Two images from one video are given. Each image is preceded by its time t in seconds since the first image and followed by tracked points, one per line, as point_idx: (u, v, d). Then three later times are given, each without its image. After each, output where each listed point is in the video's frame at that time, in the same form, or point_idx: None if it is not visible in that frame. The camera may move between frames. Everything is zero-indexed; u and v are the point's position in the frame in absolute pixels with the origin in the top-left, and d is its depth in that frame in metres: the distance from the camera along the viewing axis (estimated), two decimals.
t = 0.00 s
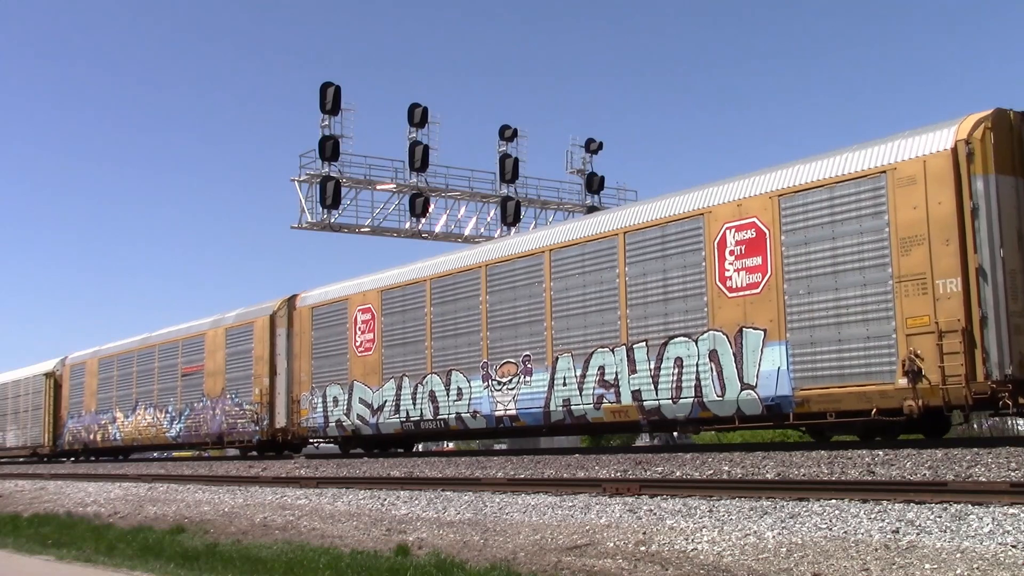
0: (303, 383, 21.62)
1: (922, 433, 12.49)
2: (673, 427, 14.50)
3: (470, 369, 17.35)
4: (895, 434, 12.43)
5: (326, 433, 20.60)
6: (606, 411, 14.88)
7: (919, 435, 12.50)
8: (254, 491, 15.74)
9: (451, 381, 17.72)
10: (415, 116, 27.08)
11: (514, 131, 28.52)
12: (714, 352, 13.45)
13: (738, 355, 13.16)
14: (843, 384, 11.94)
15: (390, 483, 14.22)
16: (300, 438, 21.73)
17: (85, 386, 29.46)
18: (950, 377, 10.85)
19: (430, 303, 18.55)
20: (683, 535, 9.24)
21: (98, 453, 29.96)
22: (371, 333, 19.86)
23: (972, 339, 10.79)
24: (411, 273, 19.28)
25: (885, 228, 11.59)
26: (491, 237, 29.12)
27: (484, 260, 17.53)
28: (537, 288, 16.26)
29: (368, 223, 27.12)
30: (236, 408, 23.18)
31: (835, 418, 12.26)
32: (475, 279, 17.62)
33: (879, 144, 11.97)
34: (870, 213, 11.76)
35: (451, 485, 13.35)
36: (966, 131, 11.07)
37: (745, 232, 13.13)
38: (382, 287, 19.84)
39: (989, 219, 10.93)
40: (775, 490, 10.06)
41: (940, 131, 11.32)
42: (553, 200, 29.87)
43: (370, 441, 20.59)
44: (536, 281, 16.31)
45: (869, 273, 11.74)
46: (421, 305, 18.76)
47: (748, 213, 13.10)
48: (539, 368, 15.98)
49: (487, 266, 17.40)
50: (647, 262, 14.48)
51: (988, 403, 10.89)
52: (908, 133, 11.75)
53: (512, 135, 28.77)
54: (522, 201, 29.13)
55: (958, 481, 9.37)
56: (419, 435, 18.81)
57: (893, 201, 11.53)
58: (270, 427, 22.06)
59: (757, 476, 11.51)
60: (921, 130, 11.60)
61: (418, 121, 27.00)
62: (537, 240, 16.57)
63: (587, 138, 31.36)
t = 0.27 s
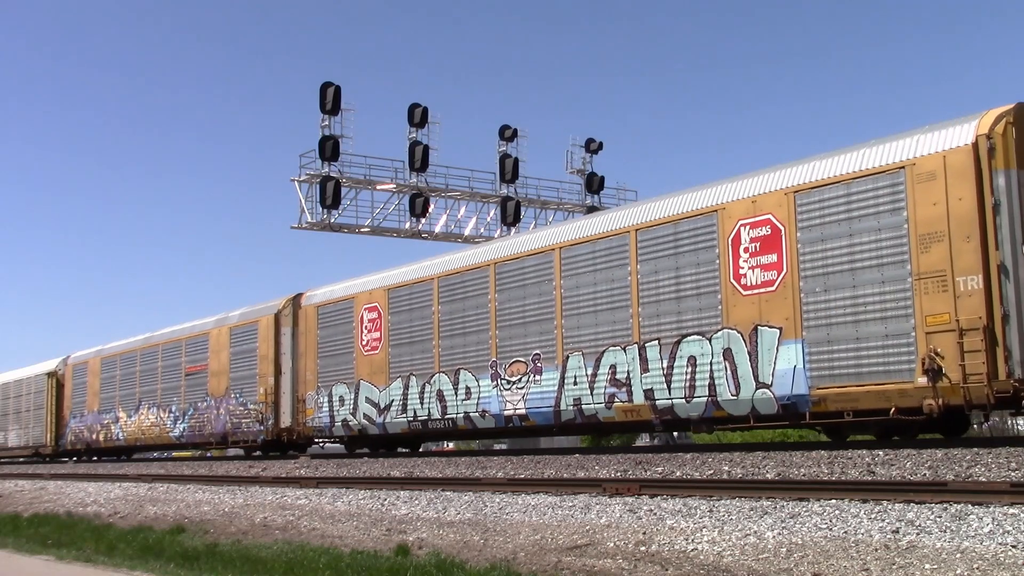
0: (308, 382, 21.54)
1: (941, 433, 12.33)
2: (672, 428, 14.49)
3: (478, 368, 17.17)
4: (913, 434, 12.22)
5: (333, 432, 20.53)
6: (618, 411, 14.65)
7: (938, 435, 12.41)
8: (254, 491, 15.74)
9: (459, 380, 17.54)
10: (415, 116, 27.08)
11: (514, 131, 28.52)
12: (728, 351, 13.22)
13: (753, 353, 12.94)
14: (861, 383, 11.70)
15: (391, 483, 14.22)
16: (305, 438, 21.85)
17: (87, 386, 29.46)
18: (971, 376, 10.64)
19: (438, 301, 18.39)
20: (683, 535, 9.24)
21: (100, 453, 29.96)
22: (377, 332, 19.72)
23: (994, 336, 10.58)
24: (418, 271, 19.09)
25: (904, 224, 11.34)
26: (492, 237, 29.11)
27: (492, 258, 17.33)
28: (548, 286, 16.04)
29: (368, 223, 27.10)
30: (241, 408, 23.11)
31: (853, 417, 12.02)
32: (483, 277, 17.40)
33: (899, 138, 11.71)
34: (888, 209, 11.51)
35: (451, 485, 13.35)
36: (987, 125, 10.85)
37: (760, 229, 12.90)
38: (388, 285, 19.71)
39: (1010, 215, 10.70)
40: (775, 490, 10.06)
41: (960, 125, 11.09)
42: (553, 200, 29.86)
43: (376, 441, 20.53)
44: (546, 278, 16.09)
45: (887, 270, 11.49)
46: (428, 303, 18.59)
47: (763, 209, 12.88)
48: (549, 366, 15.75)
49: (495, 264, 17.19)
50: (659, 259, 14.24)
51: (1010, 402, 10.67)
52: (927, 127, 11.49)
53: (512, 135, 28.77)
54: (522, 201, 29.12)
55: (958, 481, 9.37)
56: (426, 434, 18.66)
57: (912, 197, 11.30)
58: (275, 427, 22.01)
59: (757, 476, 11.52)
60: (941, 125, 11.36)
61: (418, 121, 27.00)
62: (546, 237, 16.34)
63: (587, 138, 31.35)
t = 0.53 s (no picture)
0: (314, 381, 21.54)
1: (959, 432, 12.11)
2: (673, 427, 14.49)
3: (487, 367, 17.07)
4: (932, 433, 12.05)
5: (339, 432, 20.50)
6: (629, 410, 14.57)
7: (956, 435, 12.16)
8: (254, 491, 15.74)
9: (467, 379, 17.47)
10: (415, 116, 27.08)
11: (514, 131, 28.52)
12: (743, 349, 13.16)
13: (768, 351, 12.87)
14: (880, 381, 11.63)
15: (390, 483, 14.22)
16: (310, 438, 21.78)
17: (89, 385, 29.46)
18: (993, 374, 10.60)
19: (445, 300, 18.27)
20: (683, 535, 9.24)
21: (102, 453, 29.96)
22: (384, 330, 19.64)
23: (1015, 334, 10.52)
24: (425, 269, 19.01)
25: (923, 221, 11.28)
26: (492, 237, 29.11)
27: (500, 256, 17.19)
28: (558, 284, 15.91)
29: (368, 223, 27.10)
30: (245, 408, 23.05)
31: (871, 416, 11.93)
32: (492, 275, 17.24)
33: (918, 133, 11.62)
34: (906, 205, 11.44)
35: (451, 485, 13.34)
36: (1008, 120, 10.74)
37: (775, 226, 12.83)
38: (395, 283, 19.65)
39: None
40: (775, 490, 10.06)
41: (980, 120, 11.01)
42: (553, 200, 29.86)
43: (381, 440, 20.48)
44: (556, 277, 15.98)
45: (906, 267, 11.43)
46: (435, 302, 18.48)
47: (778, 206, 12.80)
48: (559, 366, 15.66)
49: (504, 262, 17.04)
50: (672, 257, 14.15)
51: None
52: (946, 122, 11.44)
53: (512, 135, 28.78)
54: (522, 201, 29.12)
55: (959, 480, 9.37)
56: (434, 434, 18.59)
57: (931, 193, 11.23)
58: (280, 427, 21.98)
59: (757, 476, 11.51)
60: (959, 120, 11.30)
61: (418, 121, 27.01)
62: (555, 235, 16.22)
63: (587, 138, 31.36)
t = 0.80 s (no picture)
0: (320, 381, 21.44)
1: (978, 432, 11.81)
2: (671, 427, 14.46)
3: (496, 366, 16.89)
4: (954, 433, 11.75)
5: (344, 432, 20.30)
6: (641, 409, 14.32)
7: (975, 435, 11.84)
8: (254, 491, 15.74)
9: (475, 378, 17.27)
10: (415, 116, 27.08)
11: (514, 131, 28.51)
12: (757, 347, 12.89)
13: (783, 350, 12.61)
14: (898, 380, 11.31)
15: (390, 483, 14.22)
16: (316, 438, 21.63)
17: (92, 385, 29.46)
18: (1016, 373, 10.27)
19: (453, 299, 18.09)
20: (683, 535, 9.24)
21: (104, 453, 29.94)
22: (391, 329, 19.52)
23: None
24: (431, 268, 18.83)
25: (943, 217, 10.98)
26: (492, 237, 29.09)
27: (509, 254, 17.01)
28: (568, 282, 15.70)
29: (368, 223, 27.08)
30: (250, 407, 22.99)
31: (889, 416, 11.64)
32: (501, 273, 17.06)
33: (938, 128, 11.34)
34: (926, 201, 11.16)
35: (451, 485, 13.35)
36: None
37: (790, 223, 12.56)
38: (402, 282, 19.50)
39: None
40: (775, 490, 10.06)
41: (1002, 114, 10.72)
42: (553, 200, 29.84)
43: (387, 440, 20.31)
44: (566, 275, 15.75)
45: (925, 264, 11.13)
46: (443, 300, 18.31)
47: (793, 202, 12.53)
48: (570, 365, 15.45)
49: (513, 260, 16.87)
50: (685, 255, 13.89)
51: None
52: (967, 116, 11.14)
53: (512, 135, 28.77)
54: (522, 201, 29.09)
55: (958, 480, 9.38)
56: (442, 433, 18.37)
57: (951, 189, 10.94)
58: (285, 426, 21.89)
59: (757, 476, 11.52)
60: (979, 114, 11.03)
61: (418, 121, 27.01)
62: (565, 232, 16.00)
63: (587, 138, 31.35)
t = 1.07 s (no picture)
0: (325, 381, 21.26)
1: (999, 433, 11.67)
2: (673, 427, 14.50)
3: (505, 365, 16.67)
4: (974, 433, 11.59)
5: (351, 431, 20.16)
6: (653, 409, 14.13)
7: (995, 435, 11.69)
8: (254, 491, 15.74)
9: (484, 378, 17.04)
10: (415, 116, 27.08)
11: (514, 131, 28.49)
12: (772, 346, 12.68)
13: (799, 348, 12.40)
14: (917, 378, 11.12)
15: (390, 483, 14.23)
16: (321, 438, 21.53)
17: (95, 384, 29.44)
18: None
19: (461, 297, 17.89)
20: (683, 535, 9.24)
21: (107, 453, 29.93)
22: (397, 328, 19.30)
23: None
24: (438, 266, 18.67)
25: (963, 212, 10.81)
26: (492, 237, 29.06)
27: (518, 252, 16.80)
28: (578, 281, 15.51)
29: (368, 223, 27.07)
30: (254, 406, 22.82)
31: (908, 415, 11.45)
32: (510, 271, 16.87)
33: (957, 123, 11.18)
34: (945, 197, 10.98)
35: (451, 485, 13.35)
36: None
37: (806, 219, 12.40)
38: (409, 280, 19.31)
39: None
40: (775, 490, 10.06)
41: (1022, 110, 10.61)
42: (553, 200, 29.84)
43: (394, 439, 20.18)
44: (577, 272, 15.56)
45: (945, 260, 10.96)
46: (451, 298, 18.10)
47: (809, 198, 12.37)
48: (580, 364, 15.25)
49: (522, 258, 16.66)
50: (698, 252, 13.70)
51: None
52: (986, 112, 11.01)
53: (512, 135, 28.77)
54: (523, 202, 29.06)
55: (959, 480, 9.38)
56: (449, 433, 18.16)
57: (971, 184, 10.77)
58: (290, 426, 21.74)
59: (757, 476, 11.53)
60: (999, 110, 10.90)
61: (418, 121, 27.01)
62: (575, 230, 15.81)
63: (587, 138, 31.35)
